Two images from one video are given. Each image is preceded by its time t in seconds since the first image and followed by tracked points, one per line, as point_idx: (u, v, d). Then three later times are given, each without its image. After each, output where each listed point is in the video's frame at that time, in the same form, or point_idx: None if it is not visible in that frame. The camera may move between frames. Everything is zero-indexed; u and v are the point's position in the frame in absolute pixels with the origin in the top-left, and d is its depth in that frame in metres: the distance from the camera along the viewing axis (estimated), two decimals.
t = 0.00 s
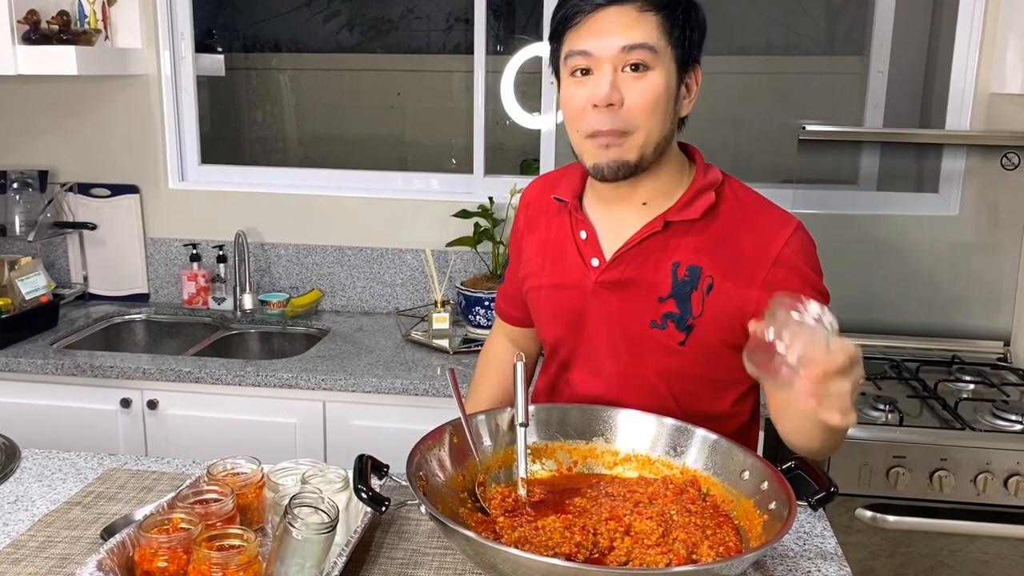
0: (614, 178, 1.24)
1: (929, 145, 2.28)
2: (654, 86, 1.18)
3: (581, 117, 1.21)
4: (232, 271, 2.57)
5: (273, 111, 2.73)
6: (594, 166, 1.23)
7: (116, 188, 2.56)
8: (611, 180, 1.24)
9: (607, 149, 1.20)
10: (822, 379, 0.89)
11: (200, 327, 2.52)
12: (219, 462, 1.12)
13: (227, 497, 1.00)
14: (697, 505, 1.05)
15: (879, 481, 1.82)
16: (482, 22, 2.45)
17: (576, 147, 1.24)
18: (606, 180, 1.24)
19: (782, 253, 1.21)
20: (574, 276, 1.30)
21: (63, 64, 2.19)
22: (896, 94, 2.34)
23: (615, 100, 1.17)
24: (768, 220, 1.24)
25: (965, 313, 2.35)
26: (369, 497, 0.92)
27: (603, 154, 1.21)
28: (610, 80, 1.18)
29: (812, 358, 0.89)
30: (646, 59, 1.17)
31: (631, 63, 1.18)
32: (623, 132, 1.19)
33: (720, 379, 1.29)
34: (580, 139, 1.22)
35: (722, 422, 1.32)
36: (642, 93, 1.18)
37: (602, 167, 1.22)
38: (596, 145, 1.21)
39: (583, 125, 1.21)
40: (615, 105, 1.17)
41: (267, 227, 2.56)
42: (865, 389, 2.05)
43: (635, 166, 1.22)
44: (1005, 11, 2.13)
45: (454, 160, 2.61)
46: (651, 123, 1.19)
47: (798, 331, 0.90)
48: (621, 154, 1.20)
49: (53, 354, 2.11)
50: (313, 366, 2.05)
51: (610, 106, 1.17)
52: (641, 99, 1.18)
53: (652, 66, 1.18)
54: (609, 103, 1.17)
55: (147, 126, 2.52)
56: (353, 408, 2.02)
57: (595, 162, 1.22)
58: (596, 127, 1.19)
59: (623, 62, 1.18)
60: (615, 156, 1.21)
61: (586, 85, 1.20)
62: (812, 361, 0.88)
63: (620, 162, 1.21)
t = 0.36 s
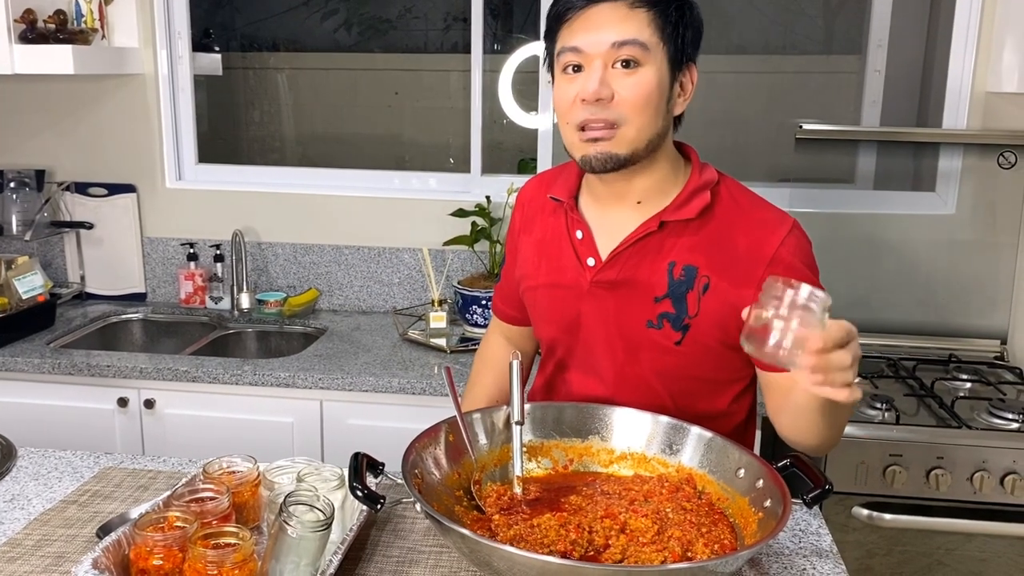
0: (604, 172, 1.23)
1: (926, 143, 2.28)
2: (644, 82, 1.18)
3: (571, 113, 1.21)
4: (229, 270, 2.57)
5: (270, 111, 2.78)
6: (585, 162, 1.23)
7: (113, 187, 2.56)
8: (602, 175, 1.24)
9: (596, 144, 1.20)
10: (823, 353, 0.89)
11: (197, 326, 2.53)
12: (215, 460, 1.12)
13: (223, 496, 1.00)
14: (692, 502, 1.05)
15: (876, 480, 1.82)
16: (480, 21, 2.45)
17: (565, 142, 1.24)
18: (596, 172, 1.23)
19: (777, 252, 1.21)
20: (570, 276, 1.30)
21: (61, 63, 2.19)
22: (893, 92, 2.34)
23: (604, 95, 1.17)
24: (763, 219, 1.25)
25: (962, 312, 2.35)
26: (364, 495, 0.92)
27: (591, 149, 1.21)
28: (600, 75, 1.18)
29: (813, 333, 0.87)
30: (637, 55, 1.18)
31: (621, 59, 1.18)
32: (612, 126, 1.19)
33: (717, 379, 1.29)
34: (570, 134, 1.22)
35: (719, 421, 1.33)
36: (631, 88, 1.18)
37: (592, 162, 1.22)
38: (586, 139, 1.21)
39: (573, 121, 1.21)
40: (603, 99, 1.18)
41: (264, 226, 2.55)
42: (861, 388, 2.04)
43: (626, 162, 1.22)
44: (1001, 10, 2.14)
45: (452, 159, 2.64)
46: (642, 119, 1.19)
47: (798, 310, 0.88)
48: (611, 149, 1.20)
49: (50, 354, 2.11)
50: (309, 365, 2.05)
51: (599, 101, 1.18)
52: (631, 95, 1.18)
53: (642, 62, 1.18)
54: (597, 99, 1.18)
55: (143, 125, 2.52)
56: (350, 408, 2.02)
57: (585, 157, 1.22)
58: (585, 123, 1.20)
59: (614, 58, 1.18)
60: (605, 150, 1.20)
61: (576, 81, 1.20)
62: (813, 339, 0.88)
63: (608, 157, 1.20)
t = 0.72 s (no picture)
0: (602, 178, 1.24)
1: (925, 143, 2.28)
2: (640, 85, 1.18)
3: (568, 117, 1.21)
4: (228, 270, 2.57)
5: (270, 111, 2.78)
6: (582, 167, 1.23)
7: (112, 187, 2.56)
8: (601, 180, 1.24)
9: (593, 149, 1.21)
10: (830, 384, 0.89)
11: (196, 326, 2.53)
12: (212, 460, 1.11)
13: (220, 496, 1.00)
14: (689, 502, 1.05)
15: (875, 480, 1.82)
16: (479, 20, 2.45)
17: (564, 147, 1.25)
18: (595, 178, 1.23)
19: (774, 251, 1.21)
20: (567, 275, 1.31)
21: (60, 63, 2.19)
22: (892, 92, 2.34)
23: (600, 99, 1.17)
24: (760, 218, 1.25)
25: (960, 311, 2.35)
26: (360, 495, 0.92)
27: (589, 154, 1.21)
28: (595, 80, 1.18)
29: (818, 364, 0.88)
30: (632, 58, 1.18)
31: (616, 62, 1.18)
32: (609, 131, 1.19)
33: (714, 378, 1.29)
34: (568, 140, 1.22)
35: (716, 420, 1.32)
36: (627, 92, 1.18)
37: (590, 167, 1.22)
38: (583, 145, 1.21)
39: (570, 126, 1.21)
40: (600, 104, 1.18)
41: (262, 226, 2.55)
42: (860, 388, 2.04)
43: (623, 167, 1.22)
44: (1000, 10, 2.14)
45: (451, 159, 2.64)
46: (639, 122, 1.19)
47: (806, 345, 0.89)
48: (609, 154, 1.21)
49: (48, 354, 2.11)
50: (308, 365, 2.05)
51: (595, 105, 1.18)
52: (627, 98, 1.18)
53: (637, 66, 1.18)
54: (594, 103, 1.17)
55: (142, 124, 2.52)
56: (349, 407, 2.02)
57: (583, 163, 1.22)
58: (582, 128, 1.20)
59: (608, 62, 1.18)
60: (602, 156, 1.21)
61: (572, 86, 1.20)
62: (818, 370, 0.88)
63: (606, 162, 1.21)
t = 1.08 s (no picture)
0: (605, 172, 1.23)
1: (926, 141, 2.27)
2: (646, 80, 1.17)
3: (573, 111, 1.20)
4: (228, 269, 2.57)
5: (270, 109, 2.78)
6: (586, 161, 1.22)
7: (111, 186, 2.56)
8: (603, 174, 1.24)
9: (598, 143, 1.20)
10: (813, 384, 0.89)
11: (195, 324, 2.53)
12: (210, 459, 1.11)
13: (217, 495, 0.99)
14: (687, 501, 1.05)
15: (875, 479, 1.82)
16: (479, 19, 2.45)
17: (567, 141, 1.24)
18: (598, 172, 1.23)
19: (772, 248, 1.21)
20: (565, 273, 1.30)
21: (59, 62, 2.19)
22: (892, 91, 2.34)
23: (607, 93, 1.17)
24: (758, 215, 1.24)
25: (961, 310, 2.35)
26: (358, 495, 0.92)
27: (592, 148, 1.21)
28: (602, 73, 1.17)
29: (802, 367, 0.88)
30: (639, 53, 1.17)
31: (623, 57, 1.18)
32: (614, 126, 1.19)
33: (712, 376, 1.29)
34: (572, 133, 1.22)
35: (715, 419, 1.32)
36: (633, 87, 1.17)
37: (593, 160, 1.22)
38: (587, 139, 1.21)
39: (575, 120, 1.20)
40: (606, 98, 1.17)
41: (262, 225, 2.55)
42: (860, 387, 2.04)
43: (626, 161, 1.22)
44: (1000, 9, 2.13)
45: (451, 158, 2.62)
46: (643, 117, 1.19)
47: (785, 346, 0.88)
48: (613, 149, 1.20)
49: (47, 353, 2.11)
50: (308, 364, 2.05)
51: (602, 99, 1.17)
52: (632, 93, 1.17)
53: (644, 61, 1.18)
54: (601, 97, 1.17)
55: (142, 123, 2.52)
56: (348, 407, 2.02)
57: (587, 157, 1.22)
58: (587, 121, 1.19)
59: (615, 56, 1.18)
60: (606, 150, 1.20)
61: (578, 79, 1.20)
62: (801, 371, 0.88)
63: (610, 157, 1.20)
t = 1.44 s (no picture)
0: (610, 163, 1.22)
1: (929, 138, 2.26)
2: (654, 73, 1.17)
3: (581, 100, 1.19)
4: (229, 267, 2.56)
5: (272, 107, 2.79)
6: (591, 151, 1.22)
7: (113, 183, 2.56)
8: (607, 165, 1.23)
9: (604, 134, 1.19)
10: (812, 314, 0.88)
11: (197, 322, 2.53)
12: (210, 456, 1.11)
13: (218, 492, 0.99)
14: (688, 500, 1.05)
15: (876, 477, 1.81)
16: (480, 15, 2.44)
17: (572, 130, 1.23)
18: (602, 163, 1.22)
19: (772, 238, 1.21)
20: (565, 265, 1.30)
21: (60, 59, 2.19)
22: (895, 88, 2.34)
23: (616, 84, 1.16)
24: (758, 206, 1.24)
25: (963, 308, 2.34)
26: (358, 492, 0.92)
27: (598, 138, 1.20)
28: (612, 63, 1.17)
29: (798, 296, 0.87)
30: (649, 46, 1.17)
31: (633, 48, 1.17)
32: (621, 117, 1.18)
33: (713, 368, 1.28)
34: (578, 123, 1.21)
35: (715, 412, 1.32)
36: (642, 79, 1.17)
37: (598, 151, 1.21)
38: (593, 129, 1.20)
39: (583, 109, 1.19)
40: (615, 89, 1.17)
41: (264, 222, 2.55)
42: (863, 384, 2.04)
43: (631, 153, 1.21)
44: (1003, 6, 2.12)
45: (453, 155, 2.62)
46: (650, 110, 1.18)
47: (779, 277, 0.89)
48: (619, 140, 1.19)
49: (49, 350, 2.11)
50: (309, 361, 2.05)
51: (611, 90, 1.17)
52: (641, 85, 1.17)
53: (653, 54, 1.17)
54: (610, 87, 1.16)
55: (143, 120, 2.51)
56: (349, 405, 2.02)
57: (592, 147, 1.21)
58: (594, 111, 1.18)
59: (625, 47, 1.17)
60: (612, 141, 1.20)
61: (588, 69, 1.19)
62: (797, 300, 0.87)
63: (616, 147, 1.20)
